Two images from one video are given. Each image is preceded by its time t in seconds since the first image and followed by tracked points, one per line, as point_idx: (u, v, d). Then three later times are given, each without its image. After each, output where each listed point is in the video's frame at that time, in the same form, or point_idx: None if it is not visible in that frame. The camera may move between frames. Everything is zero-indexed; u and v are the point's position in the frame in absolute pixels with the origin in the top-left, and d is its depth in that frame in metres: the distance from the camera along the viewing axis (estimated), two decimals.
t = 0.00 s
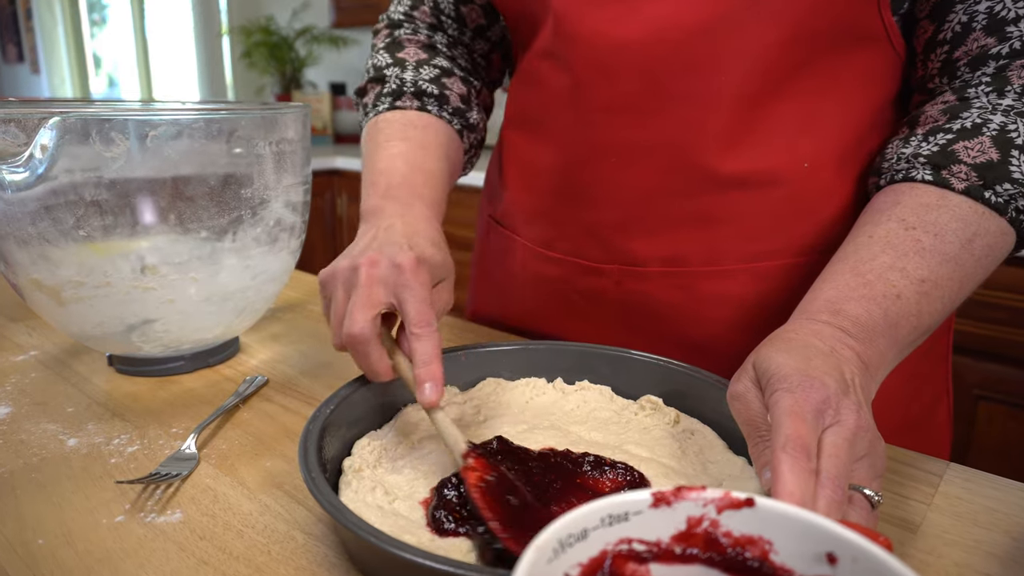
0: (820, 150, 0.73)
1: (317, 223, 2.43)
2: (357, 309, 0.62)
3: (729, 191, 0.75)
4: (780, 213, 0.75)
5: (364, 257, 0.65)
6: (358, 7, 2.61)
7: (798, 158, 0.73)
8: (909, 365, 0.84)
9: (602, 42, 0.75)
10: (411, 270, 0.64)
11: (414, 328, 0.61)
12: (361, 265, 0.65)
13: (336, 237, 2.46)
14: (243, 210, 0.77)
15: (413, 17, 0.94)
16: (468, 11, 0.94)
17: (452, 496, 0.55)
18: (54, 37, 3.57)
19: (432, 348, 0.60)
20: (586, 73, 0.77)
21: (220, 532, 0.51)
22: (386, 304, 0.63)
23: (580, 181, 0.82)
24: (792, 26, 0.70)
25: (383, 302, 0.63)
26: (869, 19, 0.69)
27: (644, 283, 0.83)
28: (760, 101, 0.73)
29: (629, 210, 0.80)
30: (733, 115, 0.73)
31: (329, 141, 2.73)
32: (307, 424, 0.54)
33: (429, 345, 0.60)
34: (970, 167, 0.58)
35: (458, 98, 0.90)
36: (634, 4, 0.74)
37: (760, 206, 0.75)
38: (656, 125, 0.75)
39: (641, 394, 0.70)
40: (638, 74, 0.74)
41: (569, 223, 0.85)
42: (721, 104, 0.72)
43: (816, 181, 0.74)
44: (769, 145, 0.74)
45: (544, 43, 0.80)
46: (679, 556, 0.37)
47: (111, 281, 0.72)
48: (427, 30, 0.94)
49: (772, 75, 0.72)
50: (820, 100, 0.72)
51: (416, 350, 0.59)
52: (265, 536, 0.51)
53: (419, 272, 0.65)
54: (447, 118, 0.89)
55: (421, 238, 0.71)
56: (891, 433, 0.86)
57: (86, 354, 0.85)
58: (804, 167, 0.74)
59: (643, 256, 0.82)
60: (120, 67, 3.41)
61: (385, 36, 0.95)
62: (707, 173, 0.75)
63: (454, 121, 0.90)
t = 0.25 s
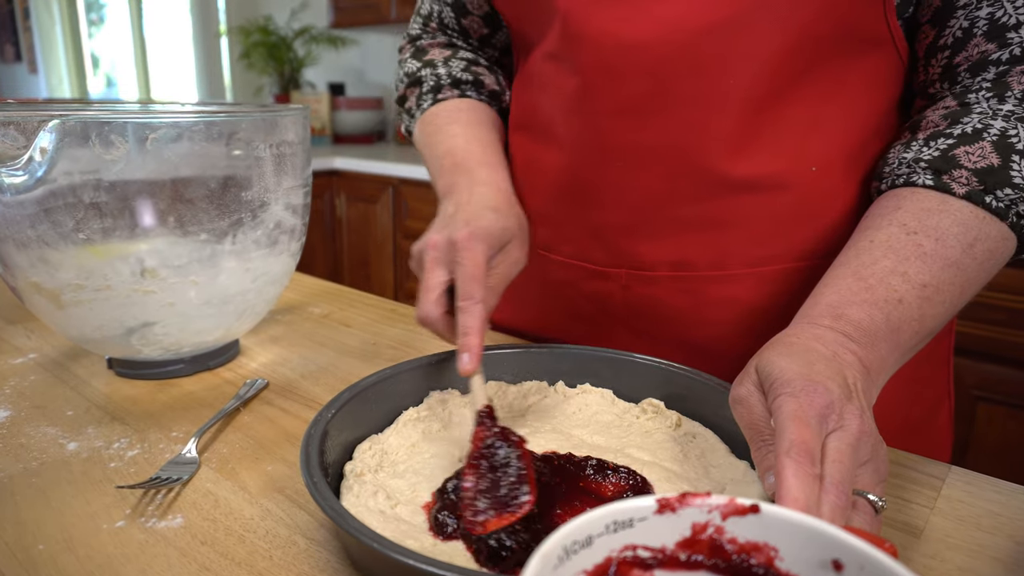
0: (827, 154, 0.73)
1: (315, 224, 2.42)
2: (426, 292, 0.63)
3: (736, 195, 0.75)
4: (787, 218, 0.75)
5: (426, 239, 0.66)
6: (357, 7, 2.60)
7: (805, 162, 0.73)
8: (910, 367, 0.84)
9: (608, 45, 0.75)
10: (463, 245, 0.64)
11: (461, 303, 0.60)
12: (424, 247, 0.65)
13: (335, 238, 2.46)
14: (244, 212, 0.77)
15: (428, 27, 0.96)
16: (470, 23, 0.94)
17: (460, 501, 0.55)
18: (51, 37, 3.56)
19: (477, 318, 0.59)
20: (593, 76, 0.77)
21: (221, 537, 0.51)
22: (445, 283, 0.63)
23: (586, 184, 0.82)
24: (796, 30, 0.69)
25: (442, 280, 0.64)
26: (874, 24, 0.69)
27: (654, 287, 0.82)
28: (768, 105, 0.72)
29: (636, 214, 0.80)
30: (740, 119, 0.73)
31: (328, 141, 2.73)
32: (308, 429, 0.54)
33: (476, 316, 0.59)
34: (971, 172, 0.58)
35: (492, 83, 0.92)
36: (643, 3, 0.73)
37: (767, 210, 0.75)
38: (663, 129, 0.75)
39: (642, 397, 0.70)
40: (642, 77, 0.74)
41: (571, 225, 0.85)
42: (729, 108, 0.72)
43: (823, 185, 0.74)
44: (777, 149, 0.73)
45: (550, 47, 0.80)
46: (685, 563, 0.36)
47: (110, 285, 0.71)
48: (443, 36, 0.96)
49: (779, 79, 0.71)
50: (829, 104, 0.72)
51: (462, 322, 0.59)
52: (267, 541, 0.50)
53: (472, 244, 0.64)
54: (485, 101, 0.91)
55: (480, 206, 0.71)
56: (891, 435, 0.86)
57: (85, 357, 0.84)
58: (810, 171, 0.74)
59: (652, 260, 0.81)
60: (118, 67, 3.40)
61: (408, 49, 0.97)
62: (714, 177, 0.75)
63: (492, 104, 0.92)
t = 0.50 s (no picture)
0: (826, 153, 0.73)
1: (315, 224, 2.42)
2: (488, 306, 0.64)
3: (735, 194, 0.75)
4: (790, 217, 0.75)
5: (480, 252, 0.66)
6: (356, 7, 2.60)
7: (804, 161, 0.73)
8: (912, 367, 0.83)
9: (610, 44, 0.75)
10: (523, 255, 0.64)
11: (530, 313, 0.62)
12: (478, 261, 0.66)
13: (334, 237, 2.46)
14: (246, 212, 0.77)
15: (433, 24, 0.95)
16: (480, 22, 0.95)
17: (466, 500, 0.55)
18: (50, 37, 3.55)
19: (549, 329, 0.61)
20: (592, 75, 0.77)
21: (225, 537, 0.51)
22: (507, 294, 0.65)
23: (587, 183, 0.82)
24: (798, 29, 0.69)
25: (504, 291, 0.65)
26: (874, 23, 0.69)
27: (652, 286, 0.83)
28: (767, 105, 0.72)
29: (636, 213, 0.80)
30: (739, 118, 0.73)
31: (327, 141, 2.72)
32: (312, 428, 0.54)
33: (548, 326, 0.61)
34: (975, 172, 0.58)
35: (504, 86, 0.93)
36: (643, 3, 0.73)
37: (768, 210, 0.75)
38: (662, 128, 0.75)
39: (646, 396, 0.70)
40: (643, 76, 0.74)
41: (572, 225, 0.85)
42: (729, 107, 0.72)
43: (823, 185, 0.74)
44: (776, 148, 0.73)
45: (551, 46, 0.80)
46: (692, 562, 0.36)
47: (113, 284, 0.71)
48: (450, 34, 0.94)
49: (778, 79, 0.71)
50: (828, 103, 0.72)
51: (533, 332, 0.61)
52: (271, 541, 0.50)
53: (531, 254, 0.65)
54: (499, 104, 0.92)
55: (522, 213, 0.70)
56: (892, 435, 0.86)
57: (86, 357, 0.84)
58: (810, 170, 0.74)
59: (650, 259, 0.81)
60: (117, 67, 3.40)
61: (411, 47, 0.95)
62: (714, 176, 0.75)
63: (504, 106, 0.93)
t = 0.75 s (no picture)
0: (830, 153, 0.73)
1: (314, 223, 2.42)
2: (428, 262, 0.64)
3: (739, 193, 0.75)
4: (795, 217, 0.75)
5: (424, 213, 0.66)
6: (355, 6, 2.60)
7: (809, 161, 0.73)
8: (916, 367, 0.83)
9: (613, 43, 0.74)
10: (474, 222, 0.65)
11: (480, 276, 0.63)
12: (422, 220, 0.66)
13: (333, 237, 2.45)
14: (245, 211, 0.76)
15: (419, 17, 0.95)
16: (463, 19, 0.94)
17: (467, 501, 0.55)
18: (48, 36, 3.54)
19: (500, 293, 0.62)
20: (594, 74, 0.77)
21: (225, 538, 0.50)
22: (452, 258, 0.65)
23: (589, 183, 0.81)
24: (802, 27, 0.69)
25: (449, 254, 0.65)
26: (877, 22, 0.69)
27: (657, 285, 0.82)
28: (770, 104, 0.72)
29: (639, 213, 0.80)
30: (743, 118, 0.72)
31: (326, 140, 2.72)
32: (313, 430, 0.53)
33: (499, 291, 0.62)
34: (979, 171, 0.58)
35: (476, 79, 0.92)
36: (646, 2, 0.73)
37: (772, 209, 0.75)
38: (665, 127, 0.75)
39: (648, 397, 0.70)
40: (647, 75, 0.74)
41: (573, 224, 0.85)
42: (732, 107, 0.72)
43: (828, 185, 0.74)
44: (780, 148, 0.73)
45: (552, 44, 0.80)
46: (697, 564, 0.36)
47: (112, 284, 0.71)
48: (433, 26, 0.95)
49: (780, 78, 0.71)
50: (832, 102, 0.72)
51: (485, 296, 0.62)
52: (271, 543, 0.50)
53: (481, 223, 0.66)
54: (469, 94, 0.91)
55: (467, 188, 0.71)
56: (895, 435, 0.86)
57: (85, 357, 0.84)
58: (815, 170, 0.73)
59: (653, 259, 0.81)
60: (115, 66, 3.39)
61: (397, 37, 0.96)
62: (719, 176, 0.74)
63: (474, 99, 0.92)
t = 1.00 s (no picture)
0: (824, 151, 0.72)
1: (313, 223, 2.41)
2: (366, 262, 0.65)
3: (733, 192, 0.75)
4: (790, 215, 0.74)
5: (372, 214, 0.68)
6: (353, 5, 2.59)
7: (804, 159, 0.73)
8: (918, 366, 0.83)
9: (607, 41, 0.74)
10: (410, 221, 0.66)
11: (407, 273, 0.62)
12: (369, 220, 0.68)
13: (332, 236, 2.45)
14: (243, 210, 0.76)
15: (419, 21, 0.95)
16: (462, 22, 0.93)
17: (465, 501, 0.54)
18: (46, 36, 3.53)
19: (422, 289, 0.61)
20: (588, 73, 0.76)
21: (222, 538, 0.50)
22: (389, 255, 0.65)
23: (583, 181, 0.81)
24: (795, 26, 0.69)
25: (388, 253, 0.66)
26: (874, 21, 0.68)
27: (649, 284, 0.82)
28: (765, 102, 0.72)
29: (632, 212, 0.79)
30: (737, 116, 0.72)
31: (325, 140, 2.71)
32: (310, 429, 0.53)
33: (422, 288, 0.61)
34: None
35: (468, 82, 0.91)
36: None
37: (766, 208, 0.74)
38: (658, 125, 0.75)
39: (647, 396, 0.70)
40: (640, 74, 0.74)
41: (567, 223, 0.84)
42: (726, 105, 0.72)
43: (823, 183, 0.73)
44: (774, 146, 0.73)
45: (547, 42, 0.80)
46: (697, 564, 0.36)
47: (108, 283, 0.70)
48: (432, 31, 0.94)
49: (774, 76, 0.71)
50: (826, 101, 0.71)
51: (408, 292, 0.61)
52: (268, 543, 0.50)
53: (419, 222, 0.66)
54: (458, 98, 0.90)
55: (428, 189, 0.73)
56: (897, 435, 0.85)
57: (82, 357, 0.83)
58: (809, 168, 0.73)
59: (647, 258, 0.81)
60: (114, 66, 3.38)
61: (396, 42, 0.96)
62: (711, 174, 0.74)
63: (466, 103, 0.91)
